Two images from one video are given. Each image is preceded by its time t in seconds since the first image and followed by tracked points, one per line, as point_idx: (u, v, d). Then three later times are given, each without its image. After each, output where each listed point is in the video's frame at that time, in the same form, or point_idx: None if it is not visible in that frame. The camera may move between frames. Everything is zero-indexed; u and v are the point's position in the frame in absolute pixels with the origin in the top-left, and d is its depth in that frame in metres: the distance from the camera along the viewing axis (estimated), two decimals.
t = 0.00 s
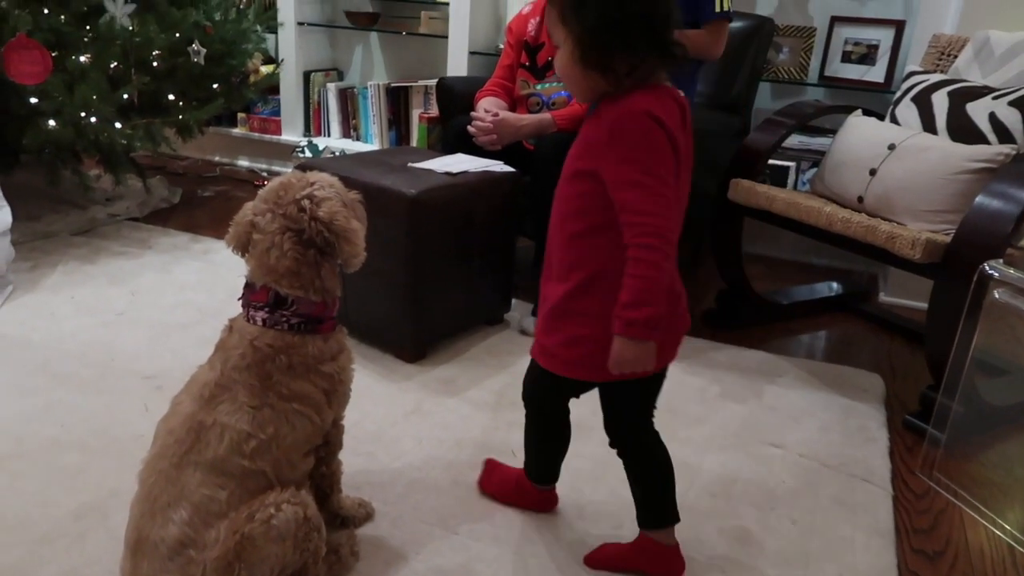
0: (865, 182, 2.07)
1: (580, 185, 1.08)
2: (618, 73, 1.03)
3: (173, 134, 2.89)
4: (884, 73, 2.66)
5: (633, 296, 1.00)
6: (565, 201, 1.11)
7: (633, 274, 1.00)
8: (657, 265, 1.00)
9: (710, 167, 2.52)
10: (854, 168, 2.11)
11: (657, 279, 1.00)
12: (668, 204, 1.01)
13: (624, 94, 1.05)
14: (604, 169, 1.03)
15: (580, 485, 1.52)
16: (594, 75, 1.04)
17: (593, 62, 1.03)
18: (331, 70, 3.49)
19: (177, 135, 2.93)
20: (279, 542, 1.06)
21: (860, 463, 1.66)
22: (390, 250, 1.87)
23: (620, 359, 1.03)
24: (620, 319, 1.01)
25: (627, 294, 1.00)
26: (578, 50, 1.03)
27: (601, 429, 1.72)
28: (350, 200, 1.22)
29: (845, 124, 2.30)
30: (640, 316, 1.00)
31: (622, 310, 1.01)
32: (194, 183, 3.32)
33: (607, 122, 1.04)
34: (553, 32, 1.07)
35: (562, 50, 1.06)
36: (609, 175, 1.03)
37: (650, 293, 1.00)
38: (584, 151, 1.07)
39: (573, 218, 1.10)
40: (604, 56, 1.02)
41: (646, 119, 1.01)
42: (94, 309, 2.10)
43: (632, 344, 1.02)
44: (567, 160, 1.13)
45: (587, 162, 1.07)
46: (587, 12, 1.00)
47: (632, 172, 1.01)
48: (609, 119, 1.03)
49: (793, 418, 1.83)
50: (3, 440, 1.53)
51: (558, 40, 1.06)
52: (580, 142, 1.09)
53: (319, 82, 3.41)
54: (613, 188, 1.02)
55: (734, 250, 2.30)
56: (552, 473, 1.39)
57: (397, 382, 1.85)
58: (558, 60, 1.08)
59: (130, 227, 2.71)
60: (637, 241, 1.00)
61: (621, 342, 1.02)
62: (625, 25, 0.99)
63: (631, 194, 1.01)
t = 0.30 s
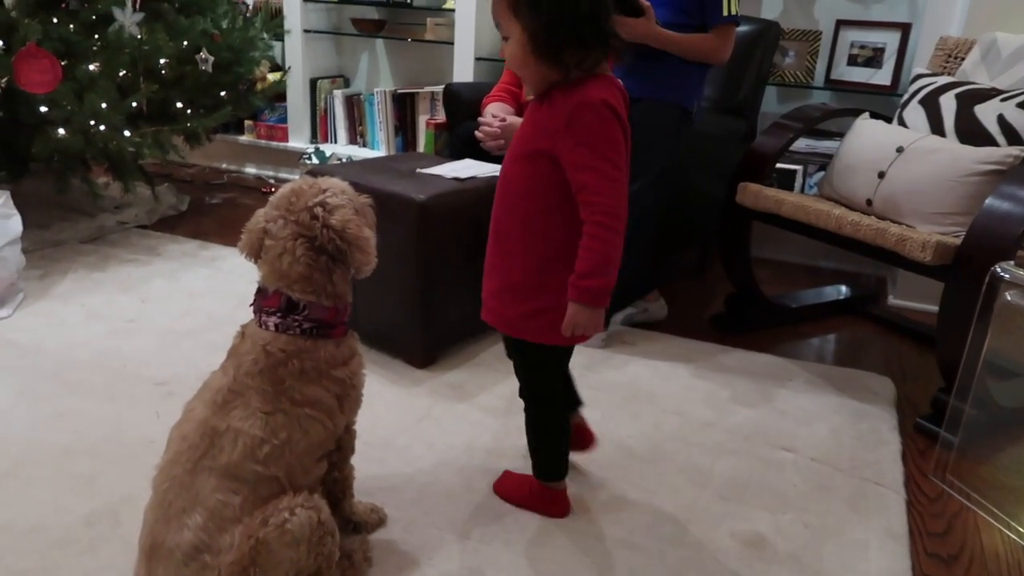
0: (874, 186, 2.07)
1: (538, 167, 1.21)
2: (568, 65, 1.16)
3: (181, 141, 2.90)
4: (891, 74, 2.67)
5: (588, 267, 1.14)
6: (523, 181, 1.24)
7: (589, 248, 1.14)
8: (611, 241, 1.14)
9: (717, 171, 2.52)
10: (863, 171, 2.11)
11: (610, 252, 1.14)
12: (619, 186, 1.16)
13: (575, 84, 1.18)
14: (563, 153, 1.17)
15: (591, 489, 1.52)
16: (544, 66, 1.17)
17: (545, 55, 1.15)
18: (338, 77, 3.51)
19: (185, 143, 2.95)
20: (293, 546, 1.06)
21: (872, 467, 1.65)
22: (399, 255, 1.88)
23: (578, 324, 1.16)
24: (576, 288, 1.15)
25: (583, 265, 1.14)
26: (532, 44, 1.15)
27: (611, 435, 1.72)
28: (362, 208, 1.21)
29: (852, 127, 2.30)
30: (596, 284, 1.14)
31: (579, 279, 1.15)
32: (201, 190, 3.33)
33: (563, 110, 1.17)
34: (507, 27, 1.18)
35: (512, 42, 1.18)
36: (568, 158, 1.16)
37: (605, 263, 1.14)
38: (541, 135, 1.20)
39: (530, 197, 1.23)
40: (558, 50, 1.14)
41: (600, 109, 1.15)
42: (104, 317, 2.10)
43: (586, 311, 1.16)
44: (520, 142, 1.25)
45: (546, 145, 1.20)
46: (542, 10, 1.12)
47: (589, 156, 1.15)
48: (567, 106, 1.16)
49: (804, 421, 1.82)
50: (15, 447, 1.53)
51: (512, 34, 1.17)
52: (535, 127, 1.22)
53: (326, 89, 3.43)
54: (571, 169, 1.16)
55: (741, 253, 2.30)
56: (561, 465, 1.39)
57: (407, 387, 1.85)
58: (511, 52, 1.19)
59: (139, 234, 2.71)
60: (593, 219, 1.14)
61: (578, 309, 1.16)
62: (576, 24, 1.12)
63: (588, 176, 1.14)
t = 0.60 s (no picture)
0: (890, 189, 2.06)
1: (524, 159, 1.34)
2: (543, 70, 1.29)
3: (197, 147, 2.92)
4: (907, 77, 2.65)
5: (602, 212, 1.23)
6: (510, 175, 1.36)
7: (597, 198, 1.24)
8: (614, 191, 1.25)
9: (732, 176, 2.52)
10: (880, 175, 2.09)
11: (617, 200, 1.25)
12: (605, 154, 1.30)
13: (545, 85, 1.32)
14: (552, 141, 1.31)
15: (608, 495, 1.52)
16: (521, 74, 1.30)
17: (524, 65, 1.28)
18: (351, 83, 3.51)
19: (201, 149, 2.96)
20: (312, 551, 1.06)
21: (892, 472, 1.64)
22: (414, 261, 1.88)
23: (601, 271, 1.24)
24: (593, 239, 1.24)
25: (596, 212, 1.23)
26: (509, 54, 1.27)
27: (628, 440, 1.71)
28: (377, 225, 1.18)
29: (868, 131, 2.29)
30: (614, 225, 1.23)
31: (595, 224, 1.23)
32: (217, 196, 3.36)
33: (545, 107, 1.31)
34: (478, 47, 1.27)
35: (489, 59, 1.28)
36: (558, 140, 1.30)
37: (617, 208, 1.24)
38: (525, 131, 1.33)
39: (522, 186, 1.35)
40: (534, 56, 1.27)
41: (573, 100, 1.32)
42: (122, 323, 2.12)
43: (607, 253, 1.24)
44: (499, 143, 1.37)
45: (530, 138, 1.33)
46: (519, 26, 1.24)
47: (575, 134, 1.29)
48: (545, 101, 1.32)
49: (822, 427, 1.81)
50: (36, 452, 1.55)
51: (484, 50, 1.27)
52: (513, 126, 1.35)
53: (339, 94, 3.44)
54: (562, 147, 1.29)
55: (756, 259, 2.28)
56: (567, 441, 1.45)
57: (423, 392, 1.86)
58: (482, 67, 1.30)
59: (156, 240, 2.74)
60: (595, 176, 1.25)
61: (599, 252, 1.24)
62: (547, 35, 1.27)
63: (580, 147, 1.28)
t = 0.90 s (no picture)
0: (909, 193, 2.05)
1: (525, 146, 1.35)
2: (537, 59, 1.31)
3: (216, 155, 2.94)
4: (925, 81, 2.64)
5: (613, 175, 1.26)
6: (512, 163, 1.37)
7: (606, 162, 1.26)
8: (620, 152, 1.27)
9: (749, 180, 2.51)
10: (899, 179, 2.08)
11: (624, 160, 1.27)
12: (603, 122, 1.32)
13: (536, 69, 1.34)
14: (550, 124, 1.32)
15: (627, 502, 1.51)
16: (519, 64, 1.30)
17: (521, 54, 1.29)
18: (367, 89, 3.53)
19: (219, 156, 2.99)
20: (332, 557, 1.07)
21: (912, 480, 1.62)
22: (432, 267, 1.89)
23: (622, 229, 1.27)
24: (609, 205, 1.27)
25: (608, 176, 1.26)
26: (508, 46, 1.27)
27: (645, 446, 1.71)
28: (391, 232, 1.17)
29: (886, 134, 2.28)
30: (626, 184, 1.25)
31: (608, 187, 1.25)
32: (235, 203, 3.38)
33: (539, 93, 1.32)
34: (477, 42, 1.27)
35: (487, 53, 1.28)
36: (556, 117, 1.31)
37: (626, 167, 1.26)
38: (522, 118, 1.34)
39: (525, 172, 1.36)
40: (528, 45, 1.29)
41: (563, 77, 1.34)
42: (142, 329, 2.14)
43: (622, 213, 1.26)
44: (497, 134, 1.38)
45: (528, 124, 1.34)
46: (515, 17, 1.26)
47: (573, 107, 1.31)
48: (537, 83, 1.33)
49: (841, 433, 1.80)
50: (60, 457, 1.56)
51: (482, 44, 1.27)
52: (510, 115, 1.36)
53: (355, 101, 3.46)
54: (561, 122, 1.31)
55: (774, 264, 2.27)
56: (556, 421, 1.52)
57: (441, 398, 1.86)
58: (482, 62, 1.30)
59: (175, 247, 2.76)
60: (600, 142, 1.27)
61: (615, 214, 1.27)
62: (538, 21, 1.29)
63: (580, 119, 1.30)
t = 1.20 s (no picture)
0: (928, 198, 2.04)
1: (541, 155, 1.36)
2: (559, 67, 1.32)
3: (234, 160, 2.97)
4: (943, 85, 2.63)
5: (628, 200, 1.24)
6: (527, 172, 1.37)
7: (620, 186, 1.25)
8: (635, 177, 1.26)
9: (765, 185, 2.50)
10: (916, 184, 2.07)
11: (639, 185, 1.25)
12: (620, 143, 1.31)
13: (557, 78, 1.34)
14: (566, 136, 1.32)
15: (643, 506, 1.51)
16: (539, 70, 1.31)
17: (541, 61, 1.30)
18: (383, 95, 3.56)
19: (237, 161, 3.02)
20: (351, 558, 1.08)
21: (932, 486, 1.61)
22: (449, 271, 1.90)
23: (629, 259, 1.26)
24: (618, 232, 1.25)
25: (622, 200, 1.24)
26: (528, 53, 1.28)
27: (661, 451, 1.71)
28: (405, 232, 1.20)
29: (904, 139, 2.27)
30: (637, 214, 1.24)
31: (619, 215, 1.24)
32: (252, 208, 3.41)
33: (558, 103, 1.32)
34: (496, 47, 1.28)
35: (507, 58, 1.29)
36: (573, 134, 1.31)
37: (639, 195, 1.24)
38: (539, 127, 1.35)
39: (540, 182, 1.37)
40: (548, 51, 1.29)
41: (586, 93, 1.33)
42: (162, 332, 2.16)
43: (632, 241, 1.25)
44: (515, 141, 1.39)
45: (546, 133, 1.34)
46: (535, 23, 1.27)
47: (592, 125, 1.30)
48: (559, 96, 1.33)
49: (859, 439, 1.79)
50: (82, 459, 1.58)
51: (502, 50, 1.28)
52: (527, 123, 1.36)
53: (372, 107, 3.48)
54: (579, 140, 1.30)
55: (791, 269, 2.26)
56: (575, 428, 1.53)
57: (457, 402, 1.87)
58: (501, 68, 1.30)
59: (193, 251, 2.79)
60: (615, 165, 1.26)
61: (625, 240, 1.25)
62: (558, 28, 1.30)
63: (597, 138, 1.29)
